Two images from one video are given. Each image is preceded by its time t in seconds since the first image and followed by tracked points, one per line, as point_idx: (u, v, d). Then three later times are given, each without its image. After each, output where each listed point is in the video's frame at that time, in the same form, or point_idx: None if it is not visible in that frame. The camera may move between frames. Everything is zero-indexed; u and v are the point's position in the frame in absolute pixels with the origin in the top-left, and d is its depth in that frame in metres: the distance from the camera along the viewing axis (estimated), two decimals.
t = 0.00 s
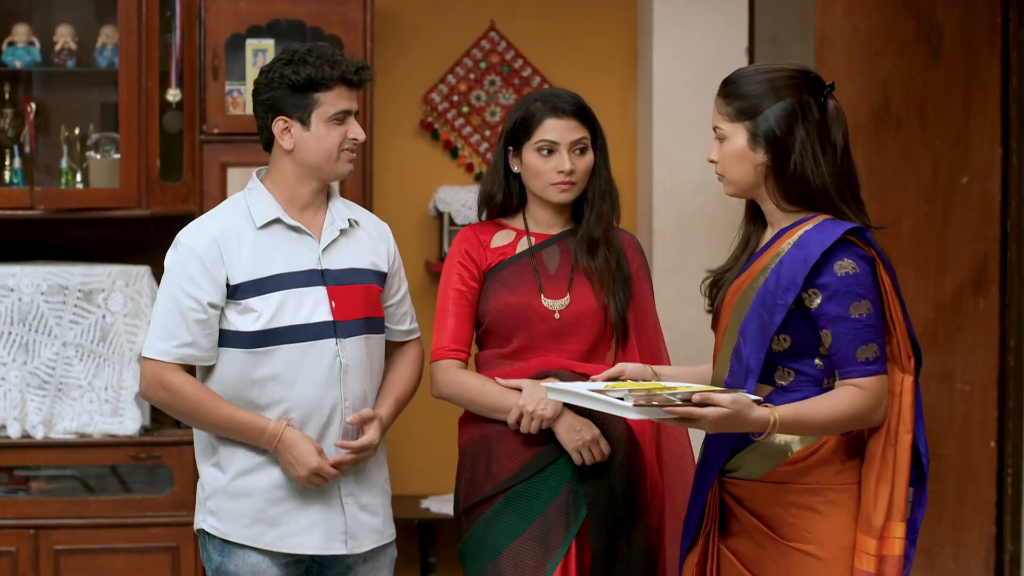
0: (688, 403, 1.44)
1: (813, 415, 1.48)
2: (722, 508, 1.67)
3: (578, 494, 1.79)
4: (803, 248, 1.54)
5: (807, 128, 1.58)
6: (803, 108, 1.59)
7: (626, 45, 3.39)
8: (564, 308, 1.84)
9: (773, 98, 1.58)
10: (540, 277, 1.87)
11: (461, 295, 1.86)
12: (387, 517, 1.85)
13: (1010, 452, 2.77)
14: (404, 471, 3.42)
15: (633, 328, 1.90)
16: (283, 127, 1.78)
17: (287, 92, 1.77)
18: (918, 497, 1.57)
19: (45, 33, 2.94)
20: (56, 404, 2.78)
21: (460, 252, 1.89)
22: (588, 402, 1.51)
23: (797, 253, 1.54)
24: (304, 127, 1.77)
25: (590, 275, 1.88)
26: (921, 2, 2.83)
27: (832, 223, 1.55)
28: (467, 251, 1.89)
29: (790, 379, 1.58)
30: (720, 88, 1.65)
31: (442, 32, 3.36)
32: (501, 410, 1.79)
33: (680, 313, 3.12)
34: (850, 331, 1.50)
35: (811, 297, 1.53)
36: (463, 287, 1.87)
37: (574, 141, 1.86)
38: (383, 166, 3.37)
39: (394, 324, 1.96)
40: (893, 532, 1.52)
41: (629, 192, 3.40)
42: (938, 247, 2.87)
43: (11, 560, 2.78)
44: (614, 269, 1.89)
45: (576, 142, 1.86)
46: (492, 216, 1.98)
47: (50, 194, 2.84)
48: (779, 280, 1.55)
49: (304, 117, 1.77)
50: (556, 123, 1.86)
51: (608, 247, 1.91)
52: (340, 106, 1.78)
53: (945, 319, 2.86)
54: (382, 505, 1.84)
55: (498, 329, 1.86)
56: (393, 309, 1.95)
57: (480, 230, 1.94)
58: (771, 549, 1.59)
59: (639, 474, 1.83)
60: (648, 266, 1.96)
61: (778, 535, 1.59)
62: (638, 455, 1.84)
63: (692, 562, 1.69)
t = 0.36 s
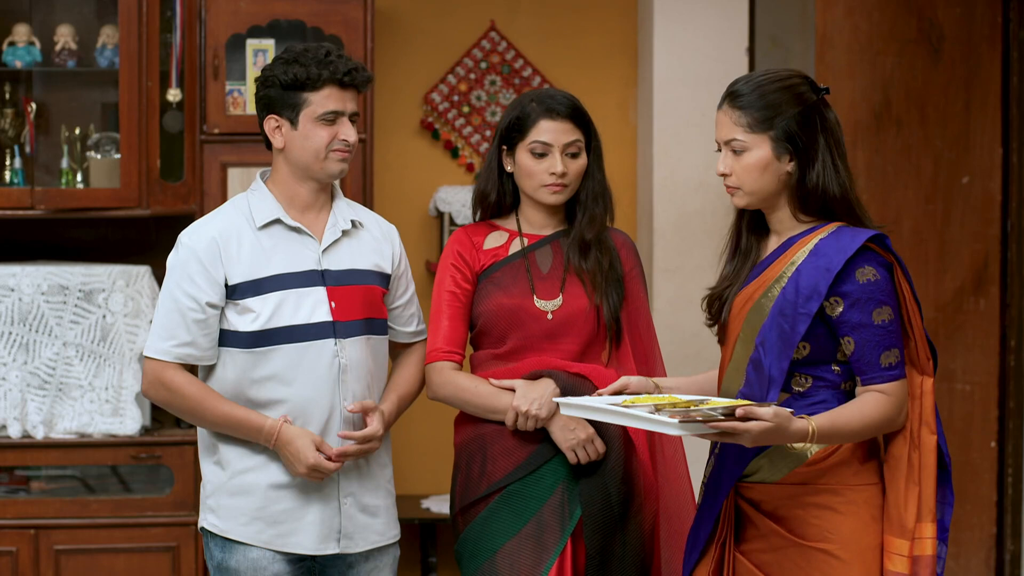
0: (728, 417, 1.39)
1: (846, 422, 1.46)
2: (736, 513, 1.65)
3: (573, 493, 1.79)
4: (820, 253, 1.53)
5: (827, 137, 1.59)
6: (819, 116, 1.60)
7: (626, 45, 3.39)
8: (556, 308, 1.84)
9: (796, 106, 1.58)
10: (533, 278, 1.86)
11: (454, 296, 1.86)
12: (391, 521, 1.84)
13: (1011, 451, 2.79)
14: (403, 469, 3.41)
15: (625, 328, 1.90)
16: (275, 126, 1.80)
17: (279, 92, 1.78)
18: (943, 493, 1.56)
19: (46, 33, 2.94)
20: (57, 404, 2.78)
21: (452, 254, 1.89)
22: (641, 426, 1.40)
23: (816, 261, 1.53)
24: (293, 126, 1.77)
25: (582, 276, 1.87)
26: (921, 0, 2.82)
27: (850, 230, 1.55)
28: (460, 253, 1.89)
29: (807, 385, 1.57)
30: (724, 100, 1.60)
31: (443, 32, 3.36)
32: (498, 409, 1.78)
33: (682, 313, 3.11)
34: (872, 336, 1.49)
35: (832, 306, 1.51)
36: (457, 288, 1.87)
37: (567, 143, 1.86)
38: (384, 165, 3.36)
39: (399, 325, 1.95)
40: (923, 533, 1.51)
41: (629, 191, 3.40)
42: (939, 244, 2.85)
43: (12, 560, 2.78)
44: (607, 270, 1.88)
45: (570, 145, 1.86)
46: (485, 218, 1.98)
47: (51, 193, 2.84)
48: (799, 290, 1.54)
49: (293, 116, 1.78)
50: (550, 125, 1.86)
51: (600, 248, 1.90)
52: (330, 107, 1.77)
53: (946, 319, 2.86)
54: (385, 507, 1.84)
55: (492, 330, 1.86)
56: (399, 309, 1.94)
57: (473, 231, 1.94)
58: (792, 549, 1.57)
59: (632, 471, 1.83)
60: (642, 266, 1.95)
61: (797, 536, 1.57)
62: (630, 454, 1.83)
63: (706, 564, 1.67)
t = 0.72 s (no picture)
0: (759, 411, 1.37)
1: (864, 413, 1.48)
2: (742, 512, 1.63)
3: (571, 493, 1.78)
4: (823, 244, 1.55)
5: (821, 133, 1.59)
6: (815, 113, 1.60)
7: (628, 45, 3.39)
8: (553, 308, 1.84)
9: (792, 102, 1.57)
10: (531, 278, 1.87)
11: (451, 297, 1.86)
12: (393, 521, 1.84)
13: (1013, 452, 2.78)
14: (404, 468, 3.41)
15: (622, 328, 1.90)
16: (274, 126, 1.81)
17: (278, 92, 1.79)
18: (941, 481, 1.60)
19: (48, 33, 2.94)
20: (59, 404, 2.78)
21: (449, 254, 1.88)
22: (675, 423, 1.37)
23: (823, 253, 1.54)
24: (290, 128, 1.78)
25: (579, 278, 1.87)
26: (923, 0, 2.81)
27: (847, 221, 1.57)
28: (456, 253, 1.89)
29: (808, 379, 1.56)
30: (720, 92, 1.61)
31: (444, 32, 3.36)
32: (497, 410, 1.78)
33: (684, 313, 3.11)
34: (877, 323, 1.51)
35: (841, 297, 1.52)
36: (453, 289, 1.87)
37: (561, 148, 1.85)
38: (386, 165, 3.37)
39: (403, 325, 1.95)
40: (927, 519, 1.55)
41: (631, 191, 3.40)
42: (941, 246, 2.84)
43: (14, 560, 2.78)
44: (605, 271, 1.88)
45: (563, 150, 1.86)
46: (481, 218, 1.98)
47: (53, 193, 2.85)
48: (806, 282, 1.53)
49: (290, 117, 1.78)
50: (544, 130, 1.85)
51: (597, 250, 1.90)
52: (326, 109, 1.76)
53: (948, 319, 2.85)
54: (386, 508, 1.83)
55: (489, 330, 1.86)
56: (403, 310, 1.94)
57: (469, 231, 1.93)
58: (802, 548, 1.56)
59: (630, 470, 1.82)
60: (638, 265, 1.95)
61: (809, 532, 1.56)
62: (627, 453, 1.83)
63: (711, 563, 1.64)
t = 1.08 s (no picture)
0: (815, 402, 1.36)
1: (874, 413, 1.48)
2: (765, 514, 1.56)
3: (569, 492, 1.78)
4: (832, 239, 1.53)
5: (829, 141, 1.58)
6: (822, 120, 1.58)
7: (628, 45, 3.39)
8: (551, 308, 1.84)
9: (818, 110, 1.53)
10: (528, 277, 1.87)
11: (448, 296, 1.86)
12: (392, 521, 1.84)
13: (1013, 452, 2.78)
14: (403, 468, 3.41)
15: (621, 329, 1.90)
16: (278, 127, 1.81)
17: (281, 93, 1.79)
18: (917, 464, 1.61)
19: (48, 33, 2.94)
20: (59, 404, 2.78)
21: (447, 253, 1.88)
22: (740, 421, 1.28)
23: (831, 251, 1.52)
24: (294, 128, 1.78)
25: (576, 279, 1.87)
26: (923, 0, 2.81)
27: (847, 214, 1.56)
28: (455, 252, 1.89)
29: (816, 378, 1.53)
30: (750, 97, 1.50)
31: (445, 32, 3.36)
32: (496, 410, 1.78)
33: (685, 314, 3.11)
34: (876, 319, 1.52)
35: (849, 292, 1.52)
36: (450, 288, 1.87)
37: (559, 151, 1.86)
38: (386, 165, 3.37)
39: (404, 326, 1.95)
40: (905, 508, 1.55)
41: (629, 191, 3.40)
42: (941, 246, 2.84)
43: (14, 560, 2.78)
44: (602, 274, 1.88)
45: (561, 152, 1.85)
46: (478, 218, 1.98)
47: (53, 193, 2.85)
48: (821, 281, 1.51)
49: (294, 117, 1.78)
50: (542, 133, 1.85)
51: (594, 251, 1.90)
52: (330, 109, 1.76)
53: (948, 319, 2.85)
54: (386, 508, 1.83)
55: (486, 329, 1.86)
56: (403, 310, 1.94)
57: (468, 230, 1.93)
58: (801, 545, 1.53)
59: (627, 471, 1.80)
60: (637, 266, 1.95)
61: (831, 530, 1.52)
62: (625, 453, 1.81)
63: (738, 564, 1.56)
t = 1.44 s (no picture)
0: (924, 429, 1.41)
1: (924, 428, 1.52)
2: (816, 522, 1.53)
3: (569, 492, 1.79)
4: (871, 237, 1.52)
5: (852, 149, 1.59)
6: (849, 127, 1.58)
7: (627, 45, 3.39)
8: (551, 307, 1.84)
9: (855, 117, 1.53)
10: (528, 275, 1.87)
11: (448, 295, 1.86)
12: (392, 522, 1.83)
13: (1011, 452, 2.77)
14: (402, 467, 3.40)
15: (621, 330, 1.89)
16: (280, 129, 1.81)
17: (283, 94, 1.80)
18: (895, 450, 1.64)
19: (46, 33, 2.94)
20: (58, 404, 2.78)
21: (447, 252, 1.88)
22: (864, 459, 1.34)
23: (874, 252, 1.50)
24: (296, 128, 1.78)
25: (578, 280, 1.87)
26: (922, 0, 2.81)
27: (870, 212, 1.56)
28: (455, 251, 1.88)
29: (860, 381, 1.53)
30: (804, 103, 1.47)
31: (443, 32, 3.35)
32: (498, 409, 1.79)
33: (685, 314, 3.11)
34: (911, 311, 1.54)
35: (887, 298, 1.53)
36: (450, 287, 1.86)
37: (558, 155, 1.86)
38: (386, 165, 3.36)
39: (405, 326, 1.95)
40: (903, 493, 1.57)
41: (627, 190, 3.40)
42: (941, 246, 2.84)
43: (13, 560, 2.78)
44: (602, 275, 1.88)
45: (559, 156, 1.86)
46: (478, 217, 1.98)
47: (51, 193, 2.84)
48: (867, 285, 1.49)
49: (296, 118, 1.78)
50: (541, 135, 1.85)
51: (595, 253, 1.89)
52: (332, 107, 1.76)
53: (948, 319, 2.85)
54: (386, 509, 1.83)
55: (486, 328, 1.86)
56: (405, 310, 1.93)
57: (467, 229, 1.93)
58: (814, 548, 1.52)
59: (626, 472, 1.81)
60: (637, 267, 1.95)
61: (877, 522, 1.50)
62: (624, 453, 1.81)
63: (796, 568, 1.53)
